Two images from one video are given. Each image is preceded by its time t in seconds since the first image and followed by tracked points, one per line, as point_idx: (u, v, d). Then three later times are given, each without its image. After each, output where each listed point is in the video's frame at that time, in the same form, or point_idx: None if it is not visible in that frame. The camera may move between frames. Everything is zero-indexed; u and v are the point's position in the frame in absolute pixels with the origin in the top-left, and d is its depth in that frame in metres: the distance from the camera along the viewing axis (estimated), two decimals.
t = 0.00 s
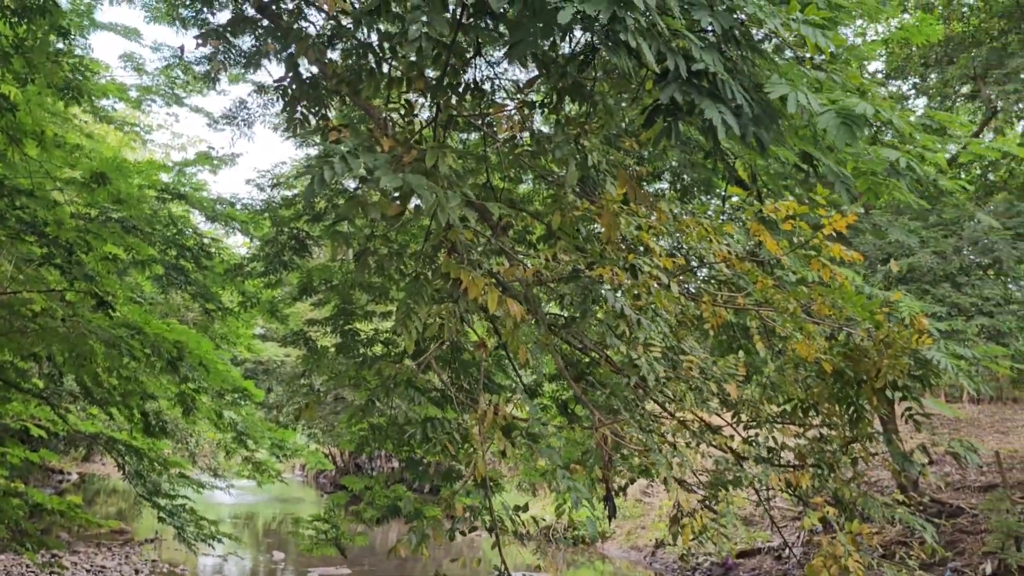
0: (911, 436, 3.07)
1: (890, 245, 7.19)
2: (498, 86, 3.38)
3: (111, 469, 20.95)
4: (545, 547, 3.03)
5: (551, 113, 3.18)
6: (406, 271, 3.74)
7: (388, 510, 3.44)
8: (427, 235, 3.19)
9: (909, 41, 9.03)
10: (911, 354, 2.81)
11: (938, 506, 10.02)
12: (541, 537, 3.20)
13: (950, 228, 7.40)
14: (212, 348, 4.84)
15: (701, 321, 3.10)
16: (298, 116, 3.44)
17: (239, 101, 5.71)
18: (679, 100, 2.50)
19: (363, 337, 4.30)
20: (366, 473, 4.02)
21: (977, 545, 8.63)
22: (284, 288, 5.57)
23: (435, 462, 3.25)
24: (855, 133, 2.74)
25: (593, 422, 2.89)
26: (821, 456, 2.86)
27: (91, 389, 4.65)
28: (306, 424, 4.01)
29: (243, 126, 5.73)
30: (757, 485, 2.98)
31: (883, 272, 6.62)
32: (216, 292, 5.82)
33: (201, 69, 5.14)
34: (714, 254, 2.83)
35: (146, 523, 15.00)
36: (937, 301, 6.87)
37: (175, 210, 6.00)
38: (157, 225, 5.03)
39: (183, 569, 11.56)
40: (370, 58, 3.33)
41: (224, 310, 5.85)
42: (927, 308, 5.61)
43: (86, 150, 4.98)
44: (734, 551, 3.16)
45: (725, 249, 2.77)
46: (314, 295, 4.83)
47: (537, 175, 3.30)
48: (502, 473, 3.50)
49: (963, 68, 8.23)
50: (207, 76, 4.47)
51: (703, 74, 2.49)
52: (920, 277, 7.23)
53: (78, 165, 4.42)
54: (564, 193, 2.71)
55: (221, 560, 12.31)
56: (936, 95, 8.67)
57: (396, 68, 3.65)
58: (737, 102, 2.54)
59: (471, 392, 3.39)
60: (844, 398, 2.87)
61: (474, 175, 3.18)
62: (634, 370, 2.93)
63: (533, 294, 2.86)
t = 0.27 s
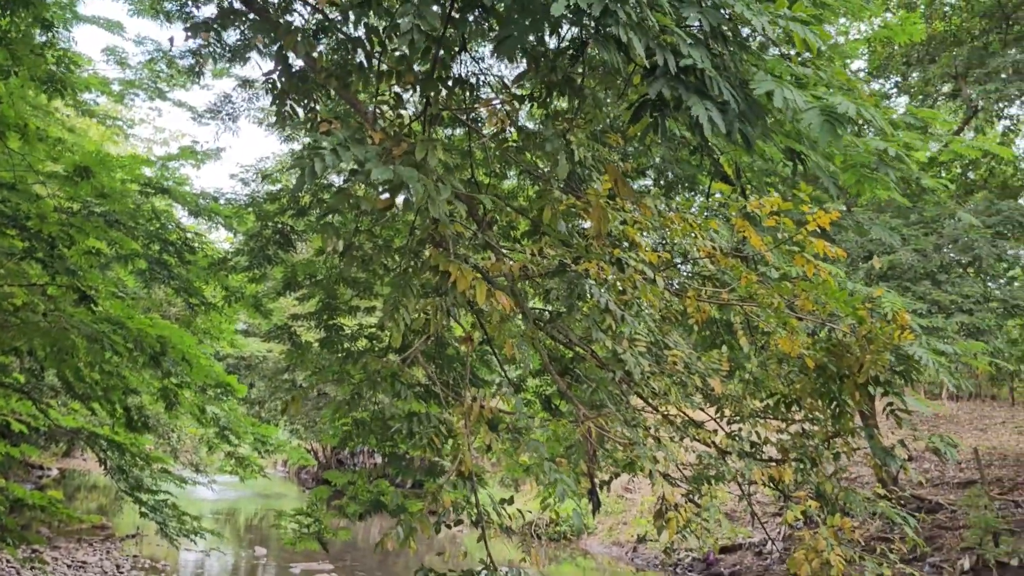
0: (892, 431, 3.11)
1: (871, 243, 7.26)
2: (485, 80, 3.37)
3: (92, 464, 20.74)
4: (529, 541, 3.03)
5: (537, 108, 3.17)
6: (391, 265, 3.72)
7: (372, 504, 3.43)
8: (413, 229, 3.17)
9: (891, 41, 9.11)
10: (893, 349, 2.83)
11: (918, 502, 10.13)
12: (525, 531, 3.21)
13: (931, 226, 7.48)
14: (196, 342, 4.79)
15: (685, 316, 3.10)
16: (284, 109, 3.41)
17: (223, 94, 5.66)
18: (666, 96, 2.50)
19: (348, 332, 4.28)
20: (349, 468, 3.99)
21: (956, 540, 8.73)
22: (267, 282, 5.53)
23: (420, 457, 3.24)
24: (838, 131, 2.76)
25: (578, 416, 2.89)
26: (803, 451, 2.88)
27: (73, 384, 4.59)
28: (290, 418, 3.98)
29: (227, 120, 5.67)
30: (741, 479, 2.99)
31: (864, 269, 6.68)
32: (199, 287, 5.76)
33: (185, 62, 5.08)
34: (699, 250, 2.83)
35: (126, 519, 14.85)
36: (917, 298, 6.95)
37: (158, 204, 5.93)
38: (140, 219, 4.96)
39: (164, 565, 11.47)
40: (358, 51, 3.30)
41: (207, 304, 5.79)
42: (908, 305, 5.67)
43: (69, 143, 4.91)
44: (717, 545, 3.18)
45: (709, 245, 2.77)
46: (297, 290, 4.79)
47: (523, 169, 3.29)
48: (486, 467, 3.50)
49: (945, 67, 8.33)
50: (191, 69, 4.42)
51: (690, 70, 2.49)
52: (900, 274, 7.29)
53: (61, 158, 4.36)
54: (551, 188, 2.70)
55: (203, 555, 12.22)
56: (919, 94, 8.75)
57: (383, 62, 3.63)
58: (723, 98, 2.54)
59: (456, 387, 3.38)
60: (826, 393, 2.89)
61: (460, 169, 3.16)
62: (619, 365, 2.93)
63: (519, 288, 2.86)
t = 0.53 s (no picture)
0: (872, 427, 3.13)
1: (854, 240, 7.31)
2: (472, 75, 3.36)
3: (72, 457, 20.56)
4: (512, 535, 3.04)
5: (524, 103, 3.17)
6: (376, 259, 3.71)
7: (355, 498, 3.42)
8: (398, 222, 3.16)
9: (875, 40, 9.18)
10: (874, 346, 2.86)
11: (897, 498, 10.24)
12: (508, 525, 3.21)
13: (913, 225, 7.56)
14: (179, 335, 4.75)
15: (669, 312, 3.12)
16: (270, 102, 3.38)
17: (208, 86, 5.61)
18: (652, 93, 2.50)
19: (332, 326, 4.26)
20: (333, 461, 3.98)
21: (934, 536, 8.84)
22: (251, 275, 5.49)
23: (403, 451, 3.23)
24: (822, 129, 2.77)
25: (562, 411, 2.90)
26: (785, 447, 2.90)
27: (54, 376, 4.54)
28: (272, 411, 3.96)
29: (212, 113, 5.62)
30: (722, 474, 3.01)
31: (847, 267, 6.73)
32: (183, 279, 5.72)
33: (170, 53, 5.04)
34: (683, 246, 2.85)
35: (107, 512, 14.72)
36: (898, 296, 7.01)
37: (141, 195, 5.87)
38: (122, 211, 4.91)
39: (145, 558, 11.40)
40: (345, 44, 3.28)
41: (191, 297, 5.75)
42: (889, 303, 5.72)
43: (52, 133, 4.85)
44: (698, 539, 3.21)
45: (694, 241, 2.79)
46: (282, 283, 4.77)
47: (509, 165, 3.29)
48: (470, 462, 3.50)
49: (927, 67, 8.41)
50: (176, 61, 4.38)
51: (677, 68, 2.50)
52: (881, 273, 7.29)
53: (44, 148, 4.30)
54: (537, 184, 2.70)
55: (184, 548, 12.14)
56: (902, 94, 8.83)
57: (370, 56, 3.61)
58: (709, 96, 2.55)
59: (440, 381, 3.37)
60: (808, 389, 2.92)
61: (446, 163, 3.15)
62: (603, 360, 2.94)
63: (503, 283, 2.86)
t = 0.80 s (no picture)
0: (857, 427, 3.15)
1: (842, 241, 7.35)
2: (463, 70, 3.34)
3: (57, 447, 20.42)
4: (498, 531, 3.04)
5: (515, 98, 3.16)
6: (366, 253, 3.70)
7: (340, 491, 3.41)
8: (388, 217, 3.15)
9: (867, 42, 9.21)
10: (860, 347, 2.87)
11: (881, 498, 10.32)
12: (494, 520, 3.22)
13: (901, 227, 7.60)
14: (167, 326, 4.72)
15: (657, 310, 3.12)
16: (260, 95, 3.35)
17: (199, 77, 5.56)
18: (643, 90, 2.50)
19: (320, 319, 4.24)
20: (319, 455, 3.97)
21: (917, 536, 8.91)
22: (239, 267, 5.46)
23: (390, 445, 3.22)
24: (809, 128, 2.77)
25: (549, 408, 2.90)
26: (770, 446, 2.91)
27: (40, 366, 4.51)
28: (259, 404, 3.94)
29: (202, 104, 5.58)
30: (708, 472, 3.02)
31: (835, 267, 6.77)
32: (171, 271, 5.68)
33: (161, 43, 4.99)
34: (672, 244, 2.85)
35: (92, 503, 14.64)
36: (886, 297, 7.05)
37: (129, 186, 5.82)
38: (111, 201, 4.87)
39: (130, 550, 11.34)
40: (337, 37, 3.26)
41: (178, 289, 5.71)
42: (876, 304, 5.76)
43: (41, 122, 4.80)
44: (683, 536, 3.22)
45: (682, 239, 2.79)
46: (270, 276, 4.74)
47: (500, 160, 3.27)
48: (457, 457, 3.50)
49: (917, 69, 8.44)
50: (167, 51, 4.34)
51: (668, 65, 2.49)
52: (869, 274, 7.32)
53: (33, 137, 4.25)
54: (527, 180, 2.69)
55: (168, 541, 12.09)
56: (892, 95, 8.87)
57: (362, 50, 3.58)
58: (700, 94, 2.54)
59: (428, 376, 3.37)
60: (794, 389, 2.93)
61: (436, 158, 3.14)
62: (591, 357, 2.94)
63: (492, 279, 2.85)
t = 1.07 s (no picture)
0: (849, 429, 3.15)
1: (838, 242, 7.35)
2: (459, 66, 3.33)
3: (52, 437, 20.41)
4: (487, 527, 3.03)
5: (510, 95, 3.14)
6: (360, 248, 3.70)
7: (331, 486, 3.40)
8: (381, 212, 3.14)
9: (867, 44, 9.20)
10: (852, 348, 2.87)
11: (874, 500, 10.33)
12: (484, 517, 3.22)
13: (897, 229, 7.60)
14: (161, 318, 4.71)
15: (650, 310, 3.11)
16: (254, 88, 3.34)
17: (196, 69, 5.54)
18: (636, 88, 2.49)
19: (314, 313, 4.23)
20: (311, 449, 3.96)
21: (909, 538, 8.92)
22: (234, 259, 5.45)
23: (380, 441, 3.22)
24: (802, 126, 2.77)
25: (540, 405, 2.89)
26: (760, 446, 2.91)
27: (33, 356, 4.50)
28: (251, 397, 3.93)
29: (199, 96, 5.57)
30: (699, 471, 3.02)
31: (830, 269, 6.77)
32: (166, 263, 5.67)
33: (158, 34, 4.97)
34: (665, 243, 2.84)
35: (86, 494, 14.64)
36: (881, 299, 7.05)
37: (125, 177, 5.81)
38: (106, 192, 4.85)
39: (122, 542, 11.35)
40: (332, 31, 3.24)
41: (173, 281, 5.70)
42: (871, 306, 5.76)
43: (37, 112, 4.78)
44: (673, 535, 3.21)
45: (676, 238, 2.78)
46: (265, 270, 4.73)
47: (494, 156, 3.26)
48: (449, 453, 3.50)
49: (917, 72, 8.44)
50: (163, 43, 4.32)
51: (661, 62, 2.48)
52: (865, 276, 7.38)
53: (28, 126, 4.24)
54: (520, 176, 2.68)
55: (161, 533, 12.10)
56: (891, 98, 8.86)
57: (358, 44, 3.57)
58: (693, 91, 2.52)
59: (420, 372, 3.37)
60: (785, 389, 2.93)
61: (430, 154, 3.13)
62: (582, 355, 2.94)
63: (484, 275, 2.85)
